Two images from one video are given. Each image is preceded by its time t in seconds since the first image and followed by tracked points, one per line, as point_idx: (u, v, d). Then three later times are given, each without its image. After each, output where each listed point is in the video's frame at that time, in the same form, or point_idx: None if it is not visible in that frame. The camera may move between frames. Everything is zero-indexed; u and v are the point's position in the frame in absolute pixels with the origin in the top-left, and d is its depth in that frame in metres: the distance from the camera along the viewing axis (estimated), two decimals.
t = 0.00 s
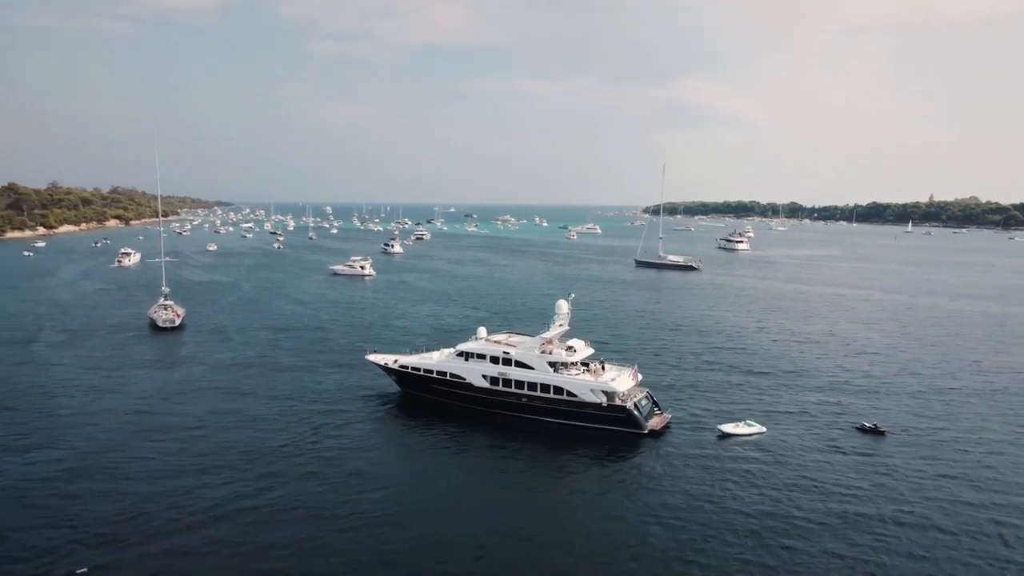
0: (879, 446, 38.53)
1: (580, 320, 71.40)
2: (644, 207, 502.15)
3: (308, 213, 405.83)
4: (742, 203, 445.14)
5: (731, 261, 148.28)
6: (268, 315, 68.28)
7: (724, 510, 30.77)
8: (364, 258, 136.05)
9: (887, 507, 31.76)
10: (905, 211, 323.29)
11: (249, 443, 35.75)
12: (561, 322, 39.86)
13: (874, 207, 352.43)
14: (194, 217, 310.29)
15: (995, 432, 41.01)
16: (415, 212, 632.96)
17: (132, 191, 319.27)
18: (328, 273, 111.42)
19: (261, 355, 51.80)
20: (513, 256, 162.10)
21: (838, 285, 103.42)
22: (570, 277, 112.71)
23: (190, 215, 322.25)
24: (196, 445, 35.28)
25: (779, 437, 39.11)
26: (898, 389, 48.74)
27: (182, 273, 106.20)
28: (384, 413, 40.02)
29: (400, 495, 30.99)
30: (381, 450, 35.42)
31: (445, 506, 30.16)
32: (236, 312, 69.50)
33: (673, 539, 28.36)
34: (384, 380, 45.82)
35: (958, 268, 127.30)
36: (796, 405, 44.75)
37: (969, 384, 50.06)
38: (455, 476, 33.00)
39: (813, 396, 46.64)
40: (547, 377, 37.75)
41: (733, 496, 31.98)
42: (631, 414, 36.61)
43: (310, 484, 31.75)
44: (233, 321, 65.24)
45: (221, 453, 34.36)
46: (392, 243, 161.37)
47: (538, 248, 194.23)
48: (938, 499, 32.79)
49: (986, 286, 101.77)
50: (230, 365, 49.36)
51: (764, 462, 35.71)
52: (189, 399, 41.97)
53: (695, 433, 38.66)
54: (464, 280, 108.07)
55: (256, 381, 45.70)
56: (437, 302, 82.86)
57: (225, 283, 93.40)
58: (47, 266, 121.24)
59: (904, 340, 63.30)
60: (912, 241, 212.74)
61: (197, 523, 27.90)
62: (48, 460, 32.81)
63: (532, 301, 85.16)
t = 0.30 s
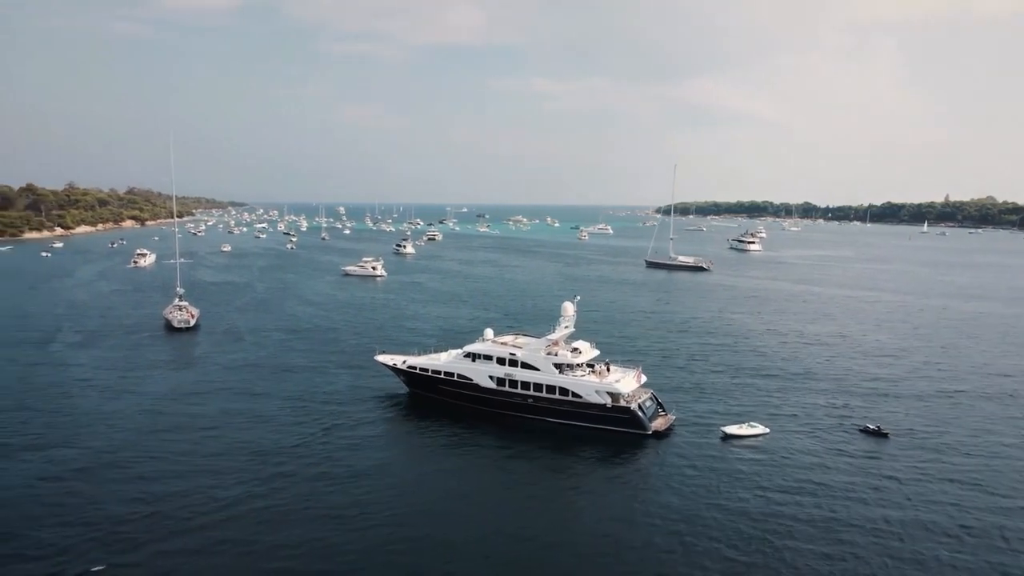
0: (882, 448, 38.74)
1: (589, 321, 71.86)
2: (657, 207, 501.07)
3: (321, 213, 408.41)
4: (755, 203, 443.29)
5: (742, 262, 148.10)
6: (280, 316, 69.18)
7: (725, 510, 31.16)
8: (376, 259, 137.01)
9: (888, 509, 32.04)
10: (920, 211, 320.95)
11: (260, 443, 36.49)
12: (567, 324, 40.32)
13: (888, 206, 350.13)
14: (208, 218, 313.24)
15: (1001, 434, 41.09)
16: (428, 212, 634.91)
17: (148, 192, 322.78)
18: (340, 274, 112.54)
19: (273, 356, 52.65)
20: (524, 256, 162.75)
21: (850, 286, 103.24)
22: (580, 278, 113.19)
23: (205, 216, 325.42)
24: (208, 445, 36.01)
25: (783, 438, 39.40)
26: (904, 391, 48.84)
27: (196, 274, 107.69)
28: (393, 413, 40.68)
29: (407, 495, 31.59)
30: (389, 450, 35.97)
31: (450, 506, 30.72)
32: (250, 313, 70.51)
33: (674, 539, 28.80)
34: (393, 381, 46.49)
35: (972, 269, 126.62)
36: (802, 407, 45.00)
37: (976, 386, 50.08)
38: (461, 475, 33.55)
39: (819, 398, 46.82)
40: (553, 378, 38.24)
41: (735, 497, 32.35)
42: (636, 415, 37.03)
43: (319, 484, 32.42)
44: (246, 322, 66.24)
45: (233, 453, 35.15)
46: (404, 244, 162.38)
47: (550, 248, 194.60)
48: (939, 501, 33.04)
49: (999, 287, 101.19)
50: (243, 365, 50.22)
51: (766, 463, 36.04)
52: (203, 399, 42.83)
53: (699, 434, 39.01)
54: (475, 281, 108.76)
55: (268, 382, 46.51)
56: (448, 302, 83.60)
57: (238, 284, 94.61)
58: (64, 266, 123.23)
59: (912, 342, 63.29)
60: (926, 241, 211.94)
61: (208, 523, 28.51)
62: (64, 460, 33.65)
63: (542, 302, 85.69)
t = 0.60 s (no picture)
0: (885, 451, 38.98)
1: (599, 323, 72.31)
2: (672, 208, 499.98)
3: (336, 214, 411.44)
4: (770, 203, 441.19)
5: (756, 263, 147.91)
6: (293, 317, 70.22)
7: (725, 511, 31.61)
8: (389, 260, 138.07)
9: (887, 511, 32.39)
10: (938, 212, 318.06)
11: (272, 443, 37.34)
12: (573, 327, 40.86)
13: (906, 207, 347.26)
14: (225, 219, 316.56)
15: (1006, 437, 41.17)
16: (442, 212, 636.90)
17: (166, 194, 326.71)
18: (354, 275, 113.73)
19: (286, 357, 53.62)
20: (537, 257, 163.32)
21: (863, 288, 102.92)
22: (591, 279, 113.66)
23: (222, 217, 328.54)
24: (221, 445, 36.89)
25: (787, 440, 39.73)
26: (911, 394, 48.96)
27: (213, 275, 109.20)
28: (402, 413, 41.42)
29: (413, 494, 32.29)
30: (398, 450, 36.65)
31: (455, 505, 31.35)
32: (264, 315, 71.64)
33: (676, 540, 29.23)
34: (403, 382, 47.24)
35: (989, 271, 125.70)
36: (807, 409, 45.26)
37: (983, 389, 50.09)
38: (467, 475, 34.17)
39: (825, 400, 47.06)
40: (559, 380, 38.78)
41: (736, 499, 32.77)
42: (640, 416, 37.49)
43: (328, 483, 33.20)
44: (261, 323, 67.33)
45: (245, 453, 36.00)
46: (417, 245, 163.56)
47: (563, 249, 195.07)
48: (939, 504, 33.29)
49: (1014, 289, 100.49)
50: (257, 366, 51.19)
51: (769, 465, 36.40)
52: (217, 400, 43.80)
53: (703, 435, 39.45)
54: (486, 282, 109.52)
55: (280, 382, 47.46)
56: (459, 304, 84.37)
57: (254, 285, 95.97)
58: (84, 267, 125.37)
59: (922, 344, 63.24)
60: (943, 242, 210.61)
61: (220, 521, 29.28)
62: (82, 459, 34.61)
63: (553, 303, 86.31)
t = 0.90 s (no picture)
0: (888, 453, 39.33)
1: (608, 324, 72.82)
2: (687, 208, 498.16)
3: (351, 214, 414.10)
4: (786, 203, 438.55)
5: (769, 264, 147.59)
6: (307, 318, 71.32)
7: (725, 511, 32.18)
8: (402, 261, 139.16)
9: (887, 512, 32.81)
10: (957, 212, 314.81)
11: (284, 442, 38.32)
12: (579, 329, 41.45)
13: (925, 206, 343.89)
14: (242, 219, 319.67)
15: (1011, 440, 41.34)
16: (457, 213, 638.66)
17: (185, 194, 330.64)
18: (368, 276, 114.91)
19: (300, 358, 54.70)
20: (551, 258, 163.80)
21: (876, 289, 102.58)
22: (604, 281, 114.09)
23: (240, 217, 331.82)
24: (235, 444, 37.93)
25: (790, 441, 40.16)
26: (918, 397, 49.13)
27: (230, 276, 110.86)
28: (411, 413, 42.26)
29: (420, 492, 33.11)
30: (406, 450, 37.36)
31: (461, 503, 32.14)
32: (279, 316, 72.87)
33: (679, 542, 29.67)
34: (413, 383, 48.11)
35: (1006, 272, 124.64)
36: (812, 412, 45.59)
37: (991, 392, 50.16)
38: (475, 476, 34.82)
39: (831, 403, 47.37)
40: (565, 381, 39.41)
41: (737, 499, 33.33)
42: (645, 418, 38.05)
43: (338, 481, 34.11)
44: (276, 324, 68.54)
45: (259, 452, 37.01)
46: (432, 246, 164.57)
47: (576, 250, 195.52)
48: (940, 506, 33.65)
49: None
50: (271, 367, 52.29)
51: (771, 466, 36.88)
52: (232, 400, 44.91)
53: (707, 437, 39.95)
54: (499, 283, 110.20)
55: (293, 383, 48.48)
56: (471, 305, 85.18)
57: (269, 286, 97.37)
58: (104, 268, 127.54)
59: (932, 347, 63.21)
60: (961, 242, 208.95)
61: (233, 520, 30.09)
62: (102, 458, 35.71)
63: (564, 305, 86.86)
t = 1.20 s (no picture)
0: (890, 455, 39.91)
1: (623, 327, 73.69)
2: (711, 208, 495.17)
3: (376, 215, 418.18)
4: (812, 203, 434.07)
5: (791, 266, 147.07)
6: (328, 320, 73.08)
7: (723, 511, 33.11)
8: (423, 263, 140.93)
9: (884, 514, 33.49)
10: (988, 212, 309.44)
11: (302, 440, 39.96)
12: (587, 332, 42.53)
13: (954, 206, 338.33)
14: (269, 221, 324.68)
15: (1016, 445, 41.64)
16: (480, 213, 641.12)
17: (214, 196, 336.78)
18: (390, 277, 116.90)
19: (319, 360, 56.47)
20: (572, 259, 164.62)
21: (897, 291, 102.05)
22: (622, 283, 114.82)
23: (267, 219, 336.94)
24: (254, 442, 39.64)
25: (793, 443, 40.92)
26: (926, 400, 49.45)
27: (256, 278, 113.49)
28: (424, 413, 43.69)
29: (428, 488, 34.48)
30: (418, 449, 38.73)
31: (466, 500, 33.43)
32: (301, 317, 74.88)
33: (679, 542, 30.55)
34: (427, 384, 49.58)
35: None
36: (819, 414, 46.18)
37: (1001, 397, 50.28)
38: (484, 475, 35.98)
39: (838, 406, 47.91)
40: (571, 383, 40.54)
41: (735, 499, 34.22)
42: (648, 419, 39.06)
43: (351, 477, 35.61)
44: (298, 325, 70.54)
45: (277, 450, 38.67)
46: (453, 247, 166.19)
47: (597, 251, 195.81)
48: (937, 507, 34.27)
49: None
50: (292, 368, 54.10)
51: (772, 467, 37.70)
52: (253, 400, 46.71)
53: (711, 438, 40.84)
54: (519, 285, 111.37)
55: (312, 384, 50.21)
56: (489, 307, 86.58)
57: (293, 288, 99.65)
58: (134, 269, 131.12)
59: (946, 350, 63.19)
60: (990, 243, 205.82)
61: (250, 516, 31.53)
62: (129, 454, 37.61)
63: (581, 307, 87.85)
